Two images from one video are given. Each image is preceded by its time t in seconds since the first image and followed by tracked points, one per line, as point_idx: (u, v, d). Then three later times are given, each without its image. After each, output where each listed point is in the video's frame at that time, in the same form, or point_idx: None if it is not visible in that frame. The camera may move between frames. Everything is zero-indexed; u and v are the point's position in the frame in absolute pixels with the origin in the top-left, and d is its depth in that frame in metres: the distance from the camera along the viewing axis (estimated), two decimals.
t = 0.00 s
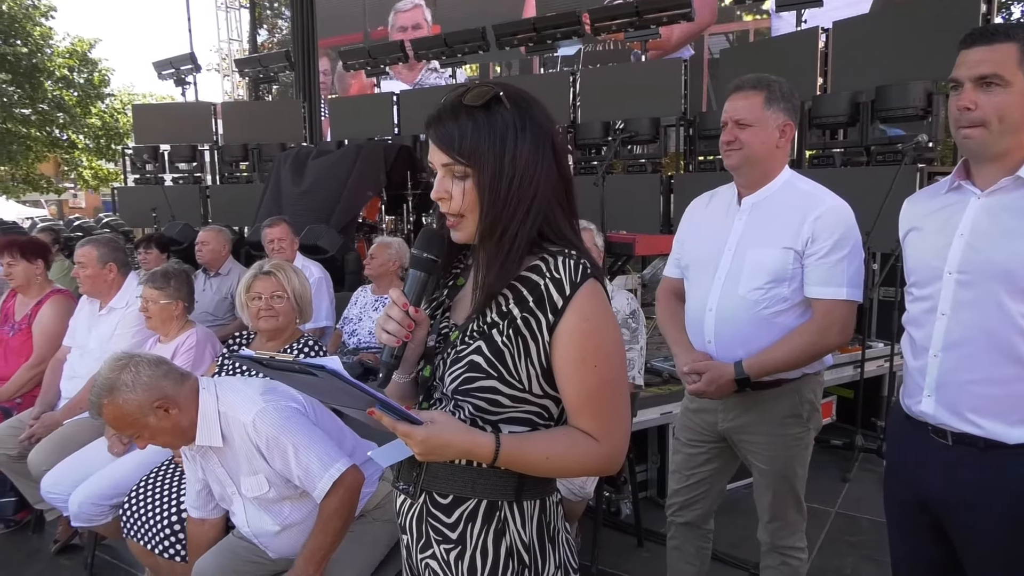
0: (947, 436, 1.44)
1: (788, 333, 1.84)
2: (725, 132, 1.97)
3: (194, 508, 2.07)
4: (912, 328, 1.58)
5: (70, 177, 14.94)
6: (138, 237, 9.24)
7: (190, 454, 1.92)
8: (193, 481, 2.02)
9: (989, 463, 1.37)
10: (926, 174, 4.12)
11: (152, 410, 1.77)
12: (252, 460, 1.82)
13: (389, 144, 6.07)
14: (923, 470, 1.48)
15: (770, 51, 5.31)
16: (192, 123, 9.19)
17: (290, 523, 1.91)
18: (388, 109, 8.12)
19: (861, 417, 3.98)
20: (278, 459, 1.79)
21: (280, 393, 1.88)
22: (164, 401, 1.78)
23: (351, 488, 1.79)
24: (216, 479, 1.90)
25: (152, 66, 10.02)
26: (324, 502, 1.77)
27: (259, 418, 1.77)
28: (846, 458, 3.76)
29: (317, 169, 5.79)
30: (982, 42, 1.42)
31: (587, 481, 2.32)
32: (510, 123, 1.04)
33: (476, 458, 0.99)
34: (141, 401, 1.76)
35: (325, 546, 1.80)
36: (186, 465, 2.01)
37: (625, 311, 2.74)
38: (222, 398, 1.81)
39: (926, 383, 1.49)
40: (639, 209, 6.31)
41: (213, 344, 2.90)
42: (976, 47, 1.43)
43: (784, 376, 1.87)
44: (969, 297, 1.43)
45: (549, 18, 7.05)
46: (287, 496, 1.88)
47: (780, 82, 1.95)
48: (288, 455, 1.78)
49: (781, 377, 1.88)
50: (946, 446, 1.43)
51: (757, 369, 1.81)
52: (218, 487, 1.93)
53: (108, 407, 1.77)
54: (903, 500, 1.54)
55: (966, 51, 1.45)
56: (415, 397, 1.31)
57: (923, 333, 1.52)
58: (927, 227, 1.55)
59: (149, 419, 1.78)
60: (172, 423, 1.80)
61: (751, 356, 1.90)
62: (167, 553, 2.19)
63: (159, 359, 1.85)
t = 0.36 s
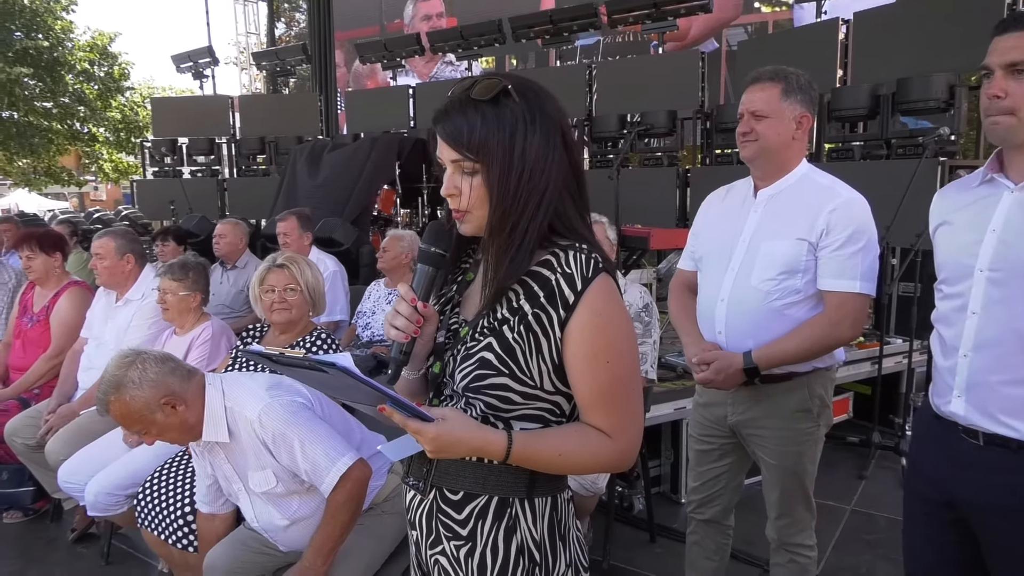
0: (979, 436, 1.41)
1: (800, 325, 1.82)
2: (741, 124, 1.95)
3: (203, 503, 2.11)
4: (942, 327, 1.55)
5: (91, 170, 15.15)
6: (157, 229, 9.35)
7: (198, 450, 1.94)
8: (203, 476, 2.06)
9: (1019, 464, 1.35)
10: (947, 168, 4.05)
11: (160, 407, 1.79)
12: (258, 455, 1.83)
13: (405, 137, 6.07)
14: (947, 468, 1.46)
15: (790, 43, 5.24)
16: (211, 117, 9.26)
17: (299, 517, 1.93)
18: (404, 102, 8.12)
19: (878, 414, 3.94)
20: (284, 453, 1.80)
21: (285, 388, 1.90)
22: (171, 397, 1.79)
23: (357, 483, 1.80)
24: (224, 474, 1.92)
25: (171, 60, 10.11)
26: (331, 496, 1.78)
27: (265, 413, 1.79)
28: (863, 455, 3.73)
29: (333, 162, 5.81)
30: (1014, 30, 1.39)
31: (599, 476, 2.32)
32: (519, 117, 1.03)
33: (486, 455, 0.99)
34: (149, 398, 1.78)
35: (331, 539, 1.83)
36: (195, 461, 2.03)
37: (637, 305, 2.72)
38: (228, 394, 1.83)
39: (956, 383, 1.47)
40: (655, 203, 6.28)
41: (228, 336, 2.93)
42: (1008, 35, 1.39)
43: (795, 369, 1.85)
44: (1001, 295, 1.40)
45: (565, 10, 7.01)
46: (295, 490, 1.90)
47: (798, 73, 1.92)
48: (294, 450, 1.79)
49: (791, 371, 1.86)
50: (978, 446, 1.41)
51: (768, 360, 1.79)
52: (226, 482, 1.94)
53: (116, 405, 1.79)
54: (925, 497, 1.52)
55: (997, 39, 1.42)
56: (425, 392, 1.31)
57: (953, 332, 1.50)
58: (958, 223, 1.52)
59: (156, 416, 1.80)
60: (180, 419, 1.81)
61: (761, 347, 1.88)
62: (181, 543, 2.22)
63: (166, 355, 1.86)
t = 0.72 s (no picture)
0: (1012, 442, 1.38)
1: (811, 323, 1.80)
2: (750, 120, 1.93)
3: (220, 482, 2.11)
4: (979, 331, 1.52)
5: (109, 166, 15.31)
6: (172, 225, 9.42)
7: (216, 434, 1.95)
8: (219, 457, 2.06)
9: None
10: (967, 163, 3.98)
11: (184, 385, 1.82)
12: (279, 440, 1.85)
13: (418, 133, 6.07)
14: (972, 467, 1.45)
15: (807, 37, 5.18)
16: (226, 113, 9.32)
17: (309, 507, 1.94)
18: (417, 97, 8.13)
19: (894, 412, 3.90)
20: (303, 442, 1.83)
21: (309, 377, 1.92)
22: (196, 376, 1.83)
23: (370, 480, 1.81)
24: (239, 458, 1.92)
25: (186, 56, 10.17)
26: (343, 490, 1.79)
27: (288, 400, 1.81)
28: (878, 454, 3.69)
29: (347, 158, 5.82)
30: None
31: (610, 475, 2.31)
32: (527, 112, 1.02)
33: (491, 456, 0.99)
34: (174, 375, 1.81)
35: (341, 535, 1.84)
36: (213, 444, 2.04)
37: (649, 303, 2.70)
38: (251, 378, 1.85)
39: (989, 387, 1.44)
40: (669, 199, 6.24)
41: (241, 332, 2.95)
42: None
43: (806, 367, 1.83)
44: None
45: (579, 4, 6.96)
46: (309, 480, 1.91)
47: (807, 68, 1.90)
48: (313, 440, 1.82)
49: (802, 368, 1.84)
50: (1010, 452, 1.39)
51: (780, 358, 1.78)
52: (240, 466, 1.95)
53: (142, 380, 1.82)
54: (947, 496, 1.52)
55: None
56: (431, 390, 1.31)
57: (988, 338, 1.47)
58: (997, 225, 1.47)
59: (180, 394, 1.83)
60: (203, 399, 1.85)
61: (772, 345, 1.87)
62: (194, 537, 2.25)
63: (192, 335, 1.91)
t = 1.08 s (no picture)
0: None
1: (831, 324, 1.77)
2: (770, 118, 1.91)
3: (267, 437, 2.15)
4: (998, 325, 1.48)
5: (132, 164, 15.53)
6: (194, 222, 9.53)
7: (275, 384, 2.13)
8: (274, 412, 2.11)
9: None
10: (993, 161, 3.90)
11: (268, 329, 2.02)
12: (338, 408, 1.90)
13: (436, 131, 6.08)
14: (997, 469, 1.42)
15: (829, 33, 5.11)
16: (247, 111, 9.40)
17: (348, 486, 1.97)
18: (436, 95, 8.15)
19: (917, 414, 3.84)
20: (357, 417, 1.89)
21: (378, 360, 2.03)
22: (281, 324, 2.04)
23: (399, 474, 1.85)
24: (294, 419, 1.98)
25: (208, 55, 10.27)
26: (377, 477, 1.84)
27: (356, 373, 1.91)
28: (900, 456, 3.64)
29: (365, 156, 5.85)
30: None
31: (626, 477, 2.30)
32: (540, 109, 1.02)
33: (503, 459, 0.99)
34: (264, 316, 2.02)
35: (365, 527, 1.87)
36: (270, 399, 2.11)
37: (666, 303, 2.68)
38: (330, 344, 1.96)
39: (1005, 383, 1.42)
40: (688, 197, 6.19)
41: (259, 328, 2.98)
42: None
43: (826, 367, 1.81)
44: None
45: (598, 2, 6.93)
46: (353, 458, 1.94)
47: (830, 64, 1.87)
48: (364, 419, 1.88)
49: (821, 369, 1.81)
50: None
51: (799, 359, 1.76)
52: (291, 428, 1.99)
53: (233, 312, 2.01)
54: (971, 499, 1.49)
55: None
56: (445, 389, 1.31)
57: (1006, 332, 1.44)
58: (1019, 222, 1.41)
59: (261, 335, 2.03)
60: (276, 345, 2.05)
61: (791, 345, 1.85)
62: (210, 533, 2.27)
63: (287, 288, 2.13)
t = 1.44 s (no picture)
0: None
1: (848, 326, 1.75)
2: (788, 117, 1.89)
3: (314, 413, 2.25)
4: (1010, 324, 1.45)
5: (151, 162, 15.70)
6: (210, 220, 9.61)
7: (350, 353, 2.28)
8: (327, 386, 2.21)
9: None
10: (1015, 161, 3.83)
11: (363, 290, 2.21)
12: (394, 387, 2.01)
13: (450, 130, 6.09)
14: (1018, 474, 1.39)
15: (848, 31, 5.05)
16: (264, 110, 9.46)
17: (386, 467, 2.04)
18: (451, 94, 8.15)
19: (936, 417, 3.78)
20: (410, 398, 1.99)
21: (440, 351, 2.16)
22: (374, 290, 2.23)
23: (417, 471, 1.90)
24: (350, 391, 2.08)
25: (225, 54, 10.35)
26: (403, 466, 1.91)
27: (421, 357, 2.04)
28: (918, 459, 3.59)
29: (380, 156, 5.87)
30: None
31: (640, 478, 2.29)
32: (549, 110, 1.01)
33: (512, 463, 0.99)
34: (364, 278, 2.21)
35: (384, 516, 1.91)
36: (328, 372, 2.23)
37: (679, 304, 2.67)
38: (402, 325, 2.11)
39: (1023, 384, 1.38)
40: (703, 197, 6.15)
41: (273, 327, 3.00)
42: None
43: (843, 370, 1.79)
44: None
45: (614, 1, 6.89)
46: (398, 439, 2.02)
47: (848, 63, 1.84)
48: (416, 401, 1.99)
49: (839, 371, 1.79)
50: None
51: (814, 361, 1.74)
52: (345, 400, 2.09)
53: (339, 264, 2.20)
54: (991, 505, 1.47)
55: None
56: (456, 391, 1.31)
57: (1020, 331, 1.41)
58: None
59: (354, 294, 2.21)
60: (364, 307, 2.22)
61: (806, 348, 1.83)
62: (224, 531, 2.29)
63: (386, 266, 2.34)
